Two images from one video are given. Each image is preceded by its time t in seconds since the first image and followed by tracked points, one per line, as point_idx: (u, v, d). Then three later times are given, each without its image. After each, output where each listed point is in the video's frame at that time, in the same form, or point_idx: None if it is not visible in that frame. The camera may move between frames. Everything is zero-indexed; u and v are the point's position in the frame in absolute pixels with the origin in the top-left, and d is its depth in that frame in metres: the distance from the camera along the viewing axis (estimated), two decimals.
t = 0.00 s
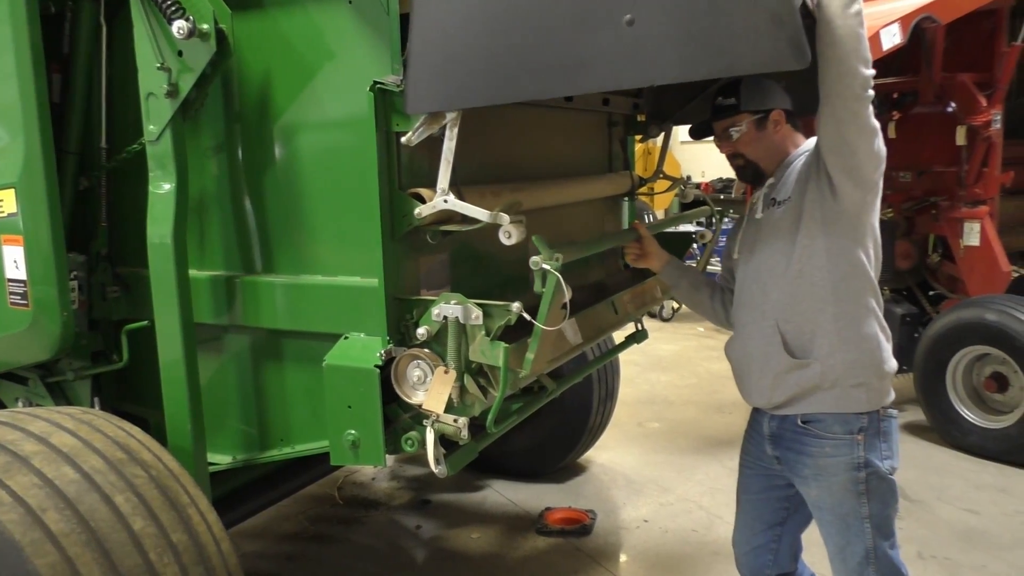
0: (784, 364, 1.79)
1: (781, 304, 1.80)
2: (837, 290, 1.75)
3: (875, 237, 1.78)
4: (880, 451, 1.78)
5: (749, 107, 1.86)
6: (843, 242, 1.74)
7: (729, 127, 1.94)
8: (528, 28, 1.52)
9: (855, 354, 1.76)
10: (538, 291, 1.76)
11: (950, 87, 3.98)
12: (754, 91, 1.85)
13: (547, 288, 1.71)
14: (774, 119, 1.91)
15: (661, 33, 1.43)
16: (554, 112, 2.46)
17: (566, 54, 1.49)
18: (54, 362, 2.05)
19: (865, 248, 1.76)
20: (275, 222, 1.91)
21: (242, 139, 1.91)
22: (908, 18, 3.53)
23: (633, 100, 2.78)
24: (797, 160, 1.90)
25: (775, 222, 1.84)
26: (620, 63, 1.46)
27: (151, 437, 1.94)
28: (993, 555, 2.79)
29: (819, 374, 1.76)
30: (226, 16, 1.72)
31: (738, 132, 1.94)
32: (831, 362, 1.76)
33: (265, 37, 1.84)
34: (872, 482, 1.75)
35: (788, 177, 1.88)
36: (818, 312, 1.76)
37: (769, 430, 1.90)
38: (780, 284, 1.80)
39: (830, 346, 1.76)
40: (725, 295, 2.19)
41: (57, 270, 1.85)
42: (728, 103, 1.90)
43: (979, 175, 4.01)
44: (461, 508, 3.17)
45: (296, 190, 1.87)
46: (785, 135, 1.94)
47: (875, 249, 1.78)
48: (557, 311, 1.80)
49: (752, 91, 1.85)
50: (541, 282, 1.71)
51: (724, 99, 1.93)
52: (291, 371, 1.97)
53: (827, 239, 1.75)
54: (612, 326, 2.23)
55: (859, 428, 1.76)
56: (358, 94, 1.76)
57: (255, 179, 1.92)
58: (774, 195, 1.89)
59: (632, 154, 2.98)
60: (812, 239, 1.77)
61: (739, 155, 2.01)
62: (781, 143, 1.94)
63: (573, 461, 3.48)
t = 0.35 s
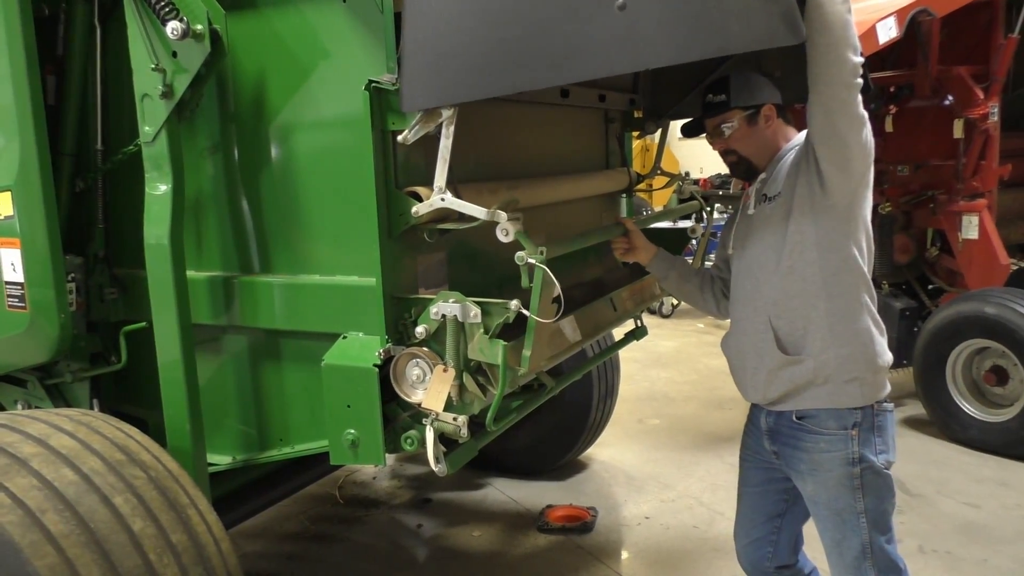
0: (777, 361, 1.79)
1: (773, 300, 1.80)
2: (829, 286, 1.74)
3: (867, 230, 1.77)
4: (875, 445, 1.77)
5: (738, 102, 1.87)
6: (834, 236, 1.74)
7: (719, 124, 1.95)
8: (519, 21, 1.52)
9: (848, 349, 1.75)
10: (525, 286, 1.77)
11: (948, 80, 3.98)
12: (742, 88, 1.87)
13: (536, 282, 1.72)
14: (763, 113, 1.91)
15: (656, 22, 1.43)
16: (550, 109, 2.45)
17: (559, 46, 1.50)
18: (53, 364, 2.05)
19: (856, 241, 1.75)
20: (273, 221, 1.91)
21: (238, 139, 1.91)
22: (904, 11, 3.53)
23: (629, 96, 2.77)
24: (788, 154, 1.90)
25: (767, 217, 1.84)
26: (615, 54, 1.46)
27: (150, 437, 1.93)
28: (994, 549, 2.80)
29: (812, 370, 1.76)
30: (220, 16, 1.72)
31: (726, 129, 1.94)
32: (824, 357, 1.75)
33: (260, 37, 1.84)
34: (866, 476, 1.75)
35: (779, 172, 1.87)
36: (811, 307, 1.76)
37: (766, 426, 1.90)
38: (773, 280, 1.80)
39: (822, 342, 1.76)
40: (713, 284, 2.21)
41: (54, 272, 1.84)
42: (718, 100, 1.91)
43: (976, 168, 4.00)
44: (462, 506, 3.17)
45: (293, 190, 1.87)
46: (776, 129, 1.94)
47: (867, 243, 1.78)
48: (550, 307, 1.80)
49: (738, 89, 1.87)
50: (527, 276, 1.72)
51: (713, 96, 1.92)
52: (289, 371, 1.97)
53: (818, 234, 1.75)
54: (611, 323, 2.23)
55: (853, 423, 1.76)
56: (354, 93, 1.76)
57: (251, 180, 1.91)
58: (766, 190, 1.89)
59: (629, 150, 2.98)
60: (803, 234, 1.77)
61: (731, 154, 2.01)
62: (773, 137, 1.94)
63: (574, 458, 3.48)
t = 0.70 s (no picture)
0: (773, 362, 1.79)
1: (773, 301, 1.79)
2: (827, 289, 1.74)
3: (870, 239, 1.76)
4: (854, 443, 1.79)
5: (739, 93, 1.88)
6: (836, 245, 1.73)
7: (720, 113, 1.96)
8: (525, 16, 1.52)
9: (847, 356, 1.74)
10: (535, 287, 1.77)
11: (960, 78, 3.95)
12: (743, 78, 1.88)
13: (545, 282, 1.73)
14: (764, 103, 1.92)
15: (665, 18, 1.44)
16: (559, 108, 2.45)
17: (567, 41, 1.49)
18: (64, 364, 2.05)
19: (857, 247, 1.75)
20: (281, 222, 1.91)
21: (248, 139, 1.91)
22: (915, 9, 3.51)
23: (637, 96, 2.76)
24: (792, 148, 1.88)
25: (768, 219, 1.82)
26: (625, 49, 1.46)
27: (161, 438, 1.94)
28: (1006, 551, 2.77)
29: (807, 371, 1.75)
30: (229, 17, 1.72)
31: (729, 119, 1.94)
32: (822, 364, 1.75)
33: (269, 37, 1.84)
34: (837, 472, 1.77)
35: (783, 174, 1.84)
36: (808, 311, 1.75)
37: (759, 412, 1.89)
38: (772, 280, 1.79)
39: (819, 345, 1.75)
40: (727, 280, 2.23)
41: (65, 273, 1.85)
42: (718, 90, 1.92)
43: (989, 166, 3.96)
44: (471, 507, 3.17)
45: (302, 191, 1.87)
46: (778, 120, 1.95)
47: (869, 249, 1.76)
48: (559, 308, 1.80)
49: (740, 78, 1.88)
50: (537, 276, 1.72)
51: (713, 86, 1.93)
52: (298, 372, 1.97)
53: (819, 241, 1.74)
54: (621, 323, 2.22)
55: (837, 418, 1.76)
56: (363, 93, 1.76)
57: (261, 180, 1.91)
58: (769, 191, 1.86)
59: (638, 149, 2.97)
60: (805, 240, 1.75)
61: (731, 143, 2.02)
62: (774, 127, 1.95)
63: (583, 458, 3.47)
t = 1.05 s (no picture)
0: (734, 373, 1.84)
1: (734, 315, 1.83)
2: (782, 304, 1.76)
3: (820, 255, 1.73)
4: (805, 448, 1.77)
5: (727, 86, 1.82)
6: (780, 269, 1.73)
7: (706, 105, 1.91)
8: (540, 19, 1.52)
9: (800, 370, 1.74)
10: (550, 290, 1.78)
11: (976, 81, 3.94)
12: (734, 70, 1.82)
13: (560, 285, 1.73)
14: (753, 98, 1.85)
15: (681, 19, 1.44)
16: (575, 111, 2.44)
17: (583, 44, 1.49)
18: (82, 364, 2.07)
19: (809, 265, 1.73)
20: (297, 223, 1.92)
21: (265, 142, 1.92)
22: (933, 11, 3.49)
23: (653, 98, 2.75)
24: (764, 149, 1.82)
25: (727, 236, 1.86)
26: (640, 51, 1.45)
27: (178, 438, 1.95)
28: None
29: (763, 384, 1.77)
30: (247, 21, 1.73)
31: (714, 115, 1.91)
32: (771, 380, 1.76)
33: (286, 40, 1.85)
34: (782, 476, 1.76)
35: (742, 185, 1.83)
36: (761, 327, 1.78)
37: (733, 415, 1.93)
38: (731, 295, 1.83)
39: (774, 359, 1.76)
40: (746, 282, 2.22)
41: (84, 274, 1.86)
42: (707, 80, 1.88)
43: (1006, 170, 3.93)
44: (484, 509, 3.17)
45: (318, 193, 1.88)
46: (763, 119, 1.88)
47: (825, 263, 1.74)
48: (575, 311, 1.80)
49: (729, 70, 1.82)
50: (553, 280, 1.73)
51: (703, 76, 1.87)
52: (313, 373, 1.98)
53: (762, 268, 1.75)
54: (636, 326, 2.23)
55: (787, 422, 1.77)
56: (379, 96, 1.76)
57: (277, 183, 1.92)
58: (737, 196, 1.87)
59: (654, 152, 2.96)
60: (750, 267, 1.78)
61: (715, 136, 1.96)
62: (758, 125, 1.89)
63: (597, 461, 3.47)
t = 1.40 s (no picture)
0: (664, 371, 1.87)
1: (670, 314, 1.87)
2: (703, 304, 1.76)
3: (762, 259, 1.70)
4: (715, 455, 1.74)
5: (713, 77, 1.78)
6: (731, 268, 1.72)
7: (692, 96, 1.87)
8: (558, 22, 1.52)
9: (721, 373, 1.73)
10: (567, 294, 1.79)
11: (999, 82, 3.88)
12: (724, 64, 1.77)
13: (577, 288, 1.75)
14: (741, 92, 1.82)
15: (700, 19, 1.43)
16: (593, 113, 2.44)
17: (601, 46, 1.49)
18: (103, 364, 2.10)
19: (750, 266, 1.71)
20: (316, 225, 1.93)
21: (284, 145, 1.93)
22: (954, 11, 3.46)
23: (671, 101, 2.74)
24: (733, 143, 1.80)
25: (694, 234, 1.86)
26: (658, 52, 1.45)
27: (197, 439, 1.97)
28: None
29: (680, 382, 1.79)
30: (267, 24, 1.74)
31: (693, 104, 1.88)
32: (693, 379, 1.76)
33: (305, 44, 1.86)
34: (695, 482, 1.75)
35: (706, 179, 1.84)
36: (685, 326, 1.80)
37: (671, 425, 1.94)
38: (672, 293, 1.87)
39: (693, 358, 1.78)
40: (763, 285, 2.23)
41: (105, 275, 1.88)
42: (695, 69, 1.83)
43: None
44: (500, 511, 3.17)
45: (336, 195, 1.88)
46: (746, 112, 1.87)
47: (770, 266, 1.71)
48: (592, 313, 1.80)
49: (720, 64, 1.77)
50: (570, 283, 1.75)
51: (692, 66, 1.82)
52: (331, 375, 1.99)
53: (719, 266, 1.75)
54: (653, 329, 2.23)
55: (698, 427, 1.75)
56: (398, 99, 1.77)
57: (296, 185, 1.94)
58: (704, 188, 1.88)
59: (671, 155, 2.95)
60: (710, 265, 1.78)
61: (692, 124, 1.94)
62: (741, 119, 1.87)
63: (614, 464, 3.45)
